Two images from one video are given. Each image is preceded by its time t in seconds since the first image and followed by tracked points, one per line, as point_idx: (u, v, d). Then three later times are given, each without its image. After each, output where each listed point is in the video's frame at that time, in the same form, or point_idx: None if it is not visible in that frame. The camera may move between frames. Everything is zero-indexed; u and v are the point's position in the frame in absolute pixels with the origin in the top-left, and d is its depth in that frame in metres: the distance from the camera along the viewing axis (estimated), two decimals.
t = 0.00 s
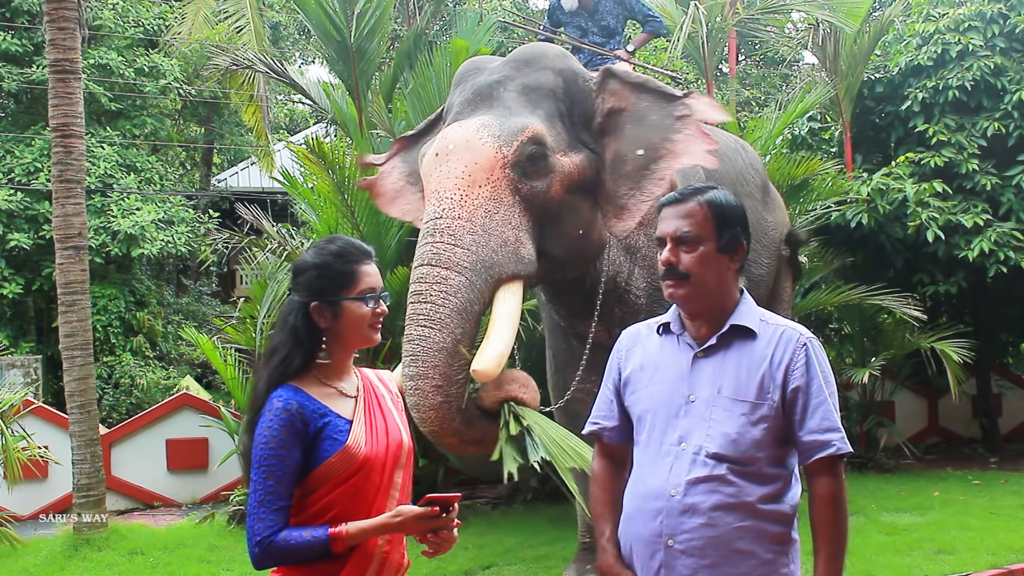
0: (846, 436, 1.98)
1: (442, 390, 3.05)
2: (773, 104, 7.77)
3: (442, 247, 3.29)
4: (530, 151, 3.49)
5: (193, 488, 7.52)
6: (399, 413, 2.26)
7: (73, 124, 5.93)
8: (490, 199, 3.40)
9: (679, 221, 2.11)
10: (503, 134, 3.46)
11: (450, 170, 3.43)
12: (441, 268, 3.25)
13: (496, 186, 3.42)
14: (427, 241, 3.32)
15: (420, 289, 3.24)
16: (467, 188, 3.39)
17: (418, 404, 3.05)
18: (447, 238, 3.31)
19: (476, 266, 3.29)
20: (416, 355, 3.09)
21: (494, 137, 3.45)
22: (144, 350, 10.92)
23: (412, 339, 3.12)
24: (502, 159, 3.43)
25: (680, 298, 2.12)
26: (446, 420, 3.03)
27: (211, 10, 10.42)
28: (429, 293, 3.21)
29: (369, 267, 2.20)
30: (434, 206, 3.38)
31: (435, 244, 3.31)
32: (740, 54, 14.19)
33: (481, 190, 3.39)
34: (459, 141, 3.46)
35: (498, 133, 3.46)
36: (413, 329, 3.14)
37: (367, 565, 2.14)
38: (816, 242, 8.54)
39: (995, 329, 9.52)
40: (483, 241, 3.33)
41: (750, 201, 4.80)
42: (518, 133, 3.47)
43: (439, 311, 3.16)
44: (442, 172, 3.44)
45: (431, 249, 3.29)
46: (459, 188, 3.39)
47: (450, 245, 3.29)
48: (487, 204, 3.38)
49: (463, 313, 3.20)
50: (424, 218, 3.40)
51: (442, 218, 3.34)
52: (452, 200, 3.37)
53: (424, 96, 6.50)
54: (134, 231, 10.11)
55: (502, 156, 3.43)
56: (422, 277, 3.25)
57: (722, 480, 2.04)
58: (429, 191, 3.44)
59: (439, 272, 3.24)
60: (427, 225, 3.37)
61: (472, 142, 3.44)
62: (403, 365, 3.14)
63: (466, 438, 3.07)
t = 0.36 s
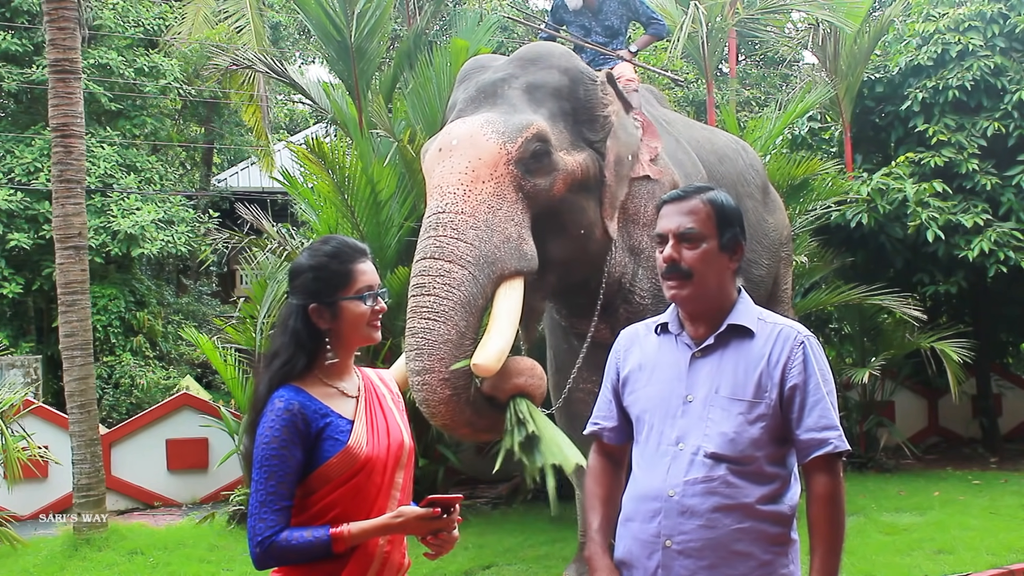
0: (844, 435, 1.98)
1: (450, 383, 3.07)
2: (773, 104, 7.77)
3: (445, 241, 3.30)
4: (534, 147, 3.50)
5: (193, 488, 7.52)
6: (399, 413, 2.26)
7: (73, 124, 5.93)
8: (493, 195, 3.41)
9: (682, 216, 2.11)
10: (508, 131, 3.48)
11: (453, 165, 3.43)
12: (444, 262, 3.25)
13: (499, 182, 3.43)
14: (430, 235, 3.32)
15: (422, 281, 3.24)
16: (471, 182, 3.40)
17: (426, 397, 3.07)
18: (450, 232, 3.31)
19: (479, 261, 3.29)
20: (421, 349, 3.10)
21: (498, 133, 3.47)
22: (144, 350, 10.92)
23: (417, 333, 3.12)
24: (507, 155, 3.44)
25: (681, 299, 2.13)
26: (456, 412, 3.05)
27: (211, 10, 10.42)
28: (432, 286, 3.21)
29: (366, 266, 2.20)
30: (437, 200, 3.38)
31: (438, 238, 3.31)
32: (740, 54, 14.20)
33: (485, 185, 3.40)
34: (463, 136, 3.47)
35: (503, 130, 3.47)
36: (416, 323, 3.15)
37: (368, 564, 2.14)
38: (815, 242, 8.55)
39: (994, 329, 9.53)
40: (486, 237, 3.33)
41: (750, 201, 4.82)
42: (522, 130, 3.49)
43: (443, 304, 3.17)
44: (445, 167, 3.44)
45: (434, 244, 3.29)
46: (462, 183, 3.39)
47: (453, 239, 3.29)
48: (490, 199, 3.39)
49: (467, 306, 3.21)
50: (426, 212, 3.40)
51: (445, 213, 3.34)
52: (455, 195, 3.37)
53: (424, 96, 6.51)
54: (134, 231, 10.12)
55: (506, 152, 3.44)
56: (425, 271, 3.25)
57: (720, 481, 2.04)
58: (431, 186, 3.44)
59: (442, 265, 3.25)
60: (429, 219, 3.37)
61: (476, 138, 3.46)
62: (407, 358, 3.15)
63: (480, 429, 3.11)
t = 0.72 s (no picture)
0: (843, 435, 1.97)
1: (460, 381, 3.14)
2: (773, 104, 7.76)
3: (454, 238, 3.34)
4: (545, 147, 3.57)
5: (193, 488, 7.52)
6: (398, 412, 2.26)
7: (73, 124, 5.93)
8: (504, 194, 3.46)
9: (675, 227, 2.10)
10: (519, 130, 3.54)
11: (463, 164, 3.50)
12: (454, 259, 3.30)
13: (510, 181, 3.49)
14: (440, 233, 3.36)
15: (430, 279, 3.29)
16: (481, 181, 3.45)
17: (436, 394, 3.14)
18: (460, 230, 3.35)
19: (490, 259, 3.34)
20: (431, 346, 3.15)
21: (509, 132, 3.53)
22: (144, 350, 10.92)
23: (427, 329, 3.18)
24: (518, 154, 3.51)
25: (680, 307, 2.12)
26: (465, 409, 3.15)
27: (211, 10, 10.43)
28: (440, 284, 3.26)
29: (362, 266, 2.20)
30: (447, 198, 3.43)
31: (446, 236, 3.35)
32: (740, 54, 14.20)
33: (495, 184, 3.46)
34: (474, 135, 3.54)
35: (513, 129, 3.54)
36: (426, 319, 3.20)
37: (369, 564, 2.14)
38: (815, 242, 8.55)
39: (995, 329, 9.52)
40: (496, 235, 3.38)
41: (755, 201, 4.83)
42: (533, 129, 3.56)
43: (453, 301, 3.21)
44: (456, 165, 3.51)
45: (445, 241, 3.34)
46: (473, 182, 3.45)
47: (464, 237, 3.34)
48: (501, 198, 3.44)
49: (477, 304, 3.25)
50: (437, 209, 3.45)
51: (456, 211, 3.39)
52: (466, 193, 3.42)
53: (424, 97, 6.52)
54: (134, 231, 10.12)
55: (517, 152, 3.51)
56: (435, 268, 3.30)
57: (720, 481, 2.04)
58: (442, 184, 3.50)
59: (452, 263, 3.30)
60: (439, 216, 3.42)
61: (488, 137, 3.53)
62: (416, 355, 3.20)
63: (490, 425, 3.25)
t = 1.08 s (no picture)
0: (843, 435, 1.97)
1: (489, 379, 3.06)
2: (773, 104, 7.77)
3: (477, 234, 3.32)
4: (568, 144, 3.61)
5: (193, 488, 7.52)
6: (397, 412, 2.26)
7: (73, 124, 5.93)
8: (527, 190, 3.47)
9: (677, 225, 2.10)
10: (542, 126, 3.57)
11: (485, 159, 3.49)
12: (479, 254, 3.28)
13: (533, 177, 3.50)
14: (463, 228, 3.34)
15: (454, 274, 3.26)
16: (503, 177, 3.45)
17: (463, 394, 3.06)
18: (484, 225, 3.34)
19: (514, 255, 3.33)
20: (459, 344, 3.10)
21: (533, 128, 3.56)
22: (144, 350, 10.92)
23: (454, 327, 3.13)
24: (541, 150, 3.53)
25: (679, 304, 2.12)
26: (494, 405, 3.06)
27: (211, 10, 10.43)
28: (466, 279, 3.24)
29: (358, 267, 2.20)
30: (470, 193, 3.42)
31: (469, 232, 3.33)
32: (740, 54, 14.19)
33: (519, 179, 3.46)
34: (496, 130, 3.54)
35: (537, 125, 3.56)
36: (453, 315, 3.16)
37: (367, 564, 2.13)
38: (815, 242, 8.55)
39: (995, 329, 9.52)
40: (520, 231, 3.38)
41: (759, 203, 4.83)
42: (556, 126, 3.59)
43: (480, 296, 3.19)
44: (479, 159, 3.49)
45: (469, 236, 3.32)
46: (496, 177, 3.44)
47: (488, 232, 3.32)
48: (524, 193, 3.44)
49: (502, 300, 3.24)
50: (458, 205, 3.43)
51: (479, 206, 3.38)
52: (488, 188, 3.41)
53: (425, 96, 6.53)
54: (134, 231, 10.12)
55: (541, 148, 3.53)
56: (460, 263, 3.27)
57: (720, 480, 2.04)
58: (463, 179, 3.49)
59: (478, 259, 3.27)
60: (461, 212, 3.39)
61: (511, 133, 3.53)
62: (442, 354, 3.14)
63: (517, 420, 3.14)
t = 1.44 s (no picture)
0: (846, 436, 1.98)
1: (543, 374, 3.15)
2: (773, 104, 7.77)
3: (519, 228, 3.40)
4: (604, 140, 3.71)
5: (193, 488, 7.52)
6: (397, 412, 2.26)
7: (73, 124, 5.93)
8: (565, 184, 3.55)
9: (683, 228, 2.09)
10: (578, 121, 3.66)
11: (521, 154, 3.57)
12: (524, 248, 3.36)
13: (571, 171, 3.58)
14: (505, 222, 3.41)
15: (498, 267, 3.34)
16: (541, 171, 3.53)
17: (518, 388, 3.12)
18: (526, 219, 3.41)
19: (557, 249, 3.41)
20: (514, 337, 3.18)
21: (569, 123, 3.65)
22: (144, 350, 10.92)
23: (507, 320, 3.21)
24: (579, 146, 3.62)
25: (680, 304, 2.12)
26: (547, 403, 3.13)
27: (211, 10, 10.44)
28: (512, 272, 3.31)
29: (355, 267, 2.20)
30: (508, 187, 3.50)
31: (511, 226, 3.41)
32: (740, 54, 14.19)
33: (557, 174, 3.55)
34: (532, 125, 3.64)
35: (573, 120, 3.66)
36: (505, 308, 3.24)
37: (367, 564, 2.13)
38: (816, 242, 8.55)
39: (995, 329, 9.51)
40: (560, 225, 3.46)
41: (765, 206, 4.84)
42: (593, 121, 3.68)
43: (528, 290, 3.27)
44: (515, 154, 3.58)
45: (511, 230, 3.39)
46: (533, 172, 3.53)
47: (530, 226, 3.40)
48: (563, 188, 3.53)
49: (549, 293, 3.32)
50: (498, 198, 3.50)
51: (519, 200, 3.46)
52: (527, 182, 3.49)
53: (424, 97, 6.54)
54: (134, 231, 10.13)
55: (579, 143, 3.62)
56: (504, 257, 3.35)
57: (723, 481, 2.04)
58: (499, 173, 3.57)
59: (522, 252, 3.35)
60: (501, 206, 3.47)
61: (548, 127, 3.63)
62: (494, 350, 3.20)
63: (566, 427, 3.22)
